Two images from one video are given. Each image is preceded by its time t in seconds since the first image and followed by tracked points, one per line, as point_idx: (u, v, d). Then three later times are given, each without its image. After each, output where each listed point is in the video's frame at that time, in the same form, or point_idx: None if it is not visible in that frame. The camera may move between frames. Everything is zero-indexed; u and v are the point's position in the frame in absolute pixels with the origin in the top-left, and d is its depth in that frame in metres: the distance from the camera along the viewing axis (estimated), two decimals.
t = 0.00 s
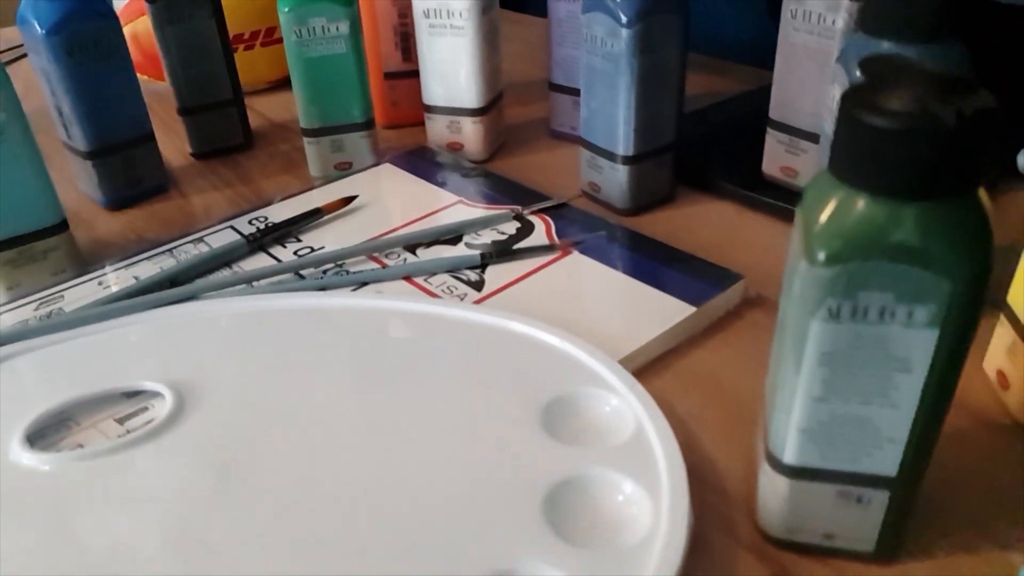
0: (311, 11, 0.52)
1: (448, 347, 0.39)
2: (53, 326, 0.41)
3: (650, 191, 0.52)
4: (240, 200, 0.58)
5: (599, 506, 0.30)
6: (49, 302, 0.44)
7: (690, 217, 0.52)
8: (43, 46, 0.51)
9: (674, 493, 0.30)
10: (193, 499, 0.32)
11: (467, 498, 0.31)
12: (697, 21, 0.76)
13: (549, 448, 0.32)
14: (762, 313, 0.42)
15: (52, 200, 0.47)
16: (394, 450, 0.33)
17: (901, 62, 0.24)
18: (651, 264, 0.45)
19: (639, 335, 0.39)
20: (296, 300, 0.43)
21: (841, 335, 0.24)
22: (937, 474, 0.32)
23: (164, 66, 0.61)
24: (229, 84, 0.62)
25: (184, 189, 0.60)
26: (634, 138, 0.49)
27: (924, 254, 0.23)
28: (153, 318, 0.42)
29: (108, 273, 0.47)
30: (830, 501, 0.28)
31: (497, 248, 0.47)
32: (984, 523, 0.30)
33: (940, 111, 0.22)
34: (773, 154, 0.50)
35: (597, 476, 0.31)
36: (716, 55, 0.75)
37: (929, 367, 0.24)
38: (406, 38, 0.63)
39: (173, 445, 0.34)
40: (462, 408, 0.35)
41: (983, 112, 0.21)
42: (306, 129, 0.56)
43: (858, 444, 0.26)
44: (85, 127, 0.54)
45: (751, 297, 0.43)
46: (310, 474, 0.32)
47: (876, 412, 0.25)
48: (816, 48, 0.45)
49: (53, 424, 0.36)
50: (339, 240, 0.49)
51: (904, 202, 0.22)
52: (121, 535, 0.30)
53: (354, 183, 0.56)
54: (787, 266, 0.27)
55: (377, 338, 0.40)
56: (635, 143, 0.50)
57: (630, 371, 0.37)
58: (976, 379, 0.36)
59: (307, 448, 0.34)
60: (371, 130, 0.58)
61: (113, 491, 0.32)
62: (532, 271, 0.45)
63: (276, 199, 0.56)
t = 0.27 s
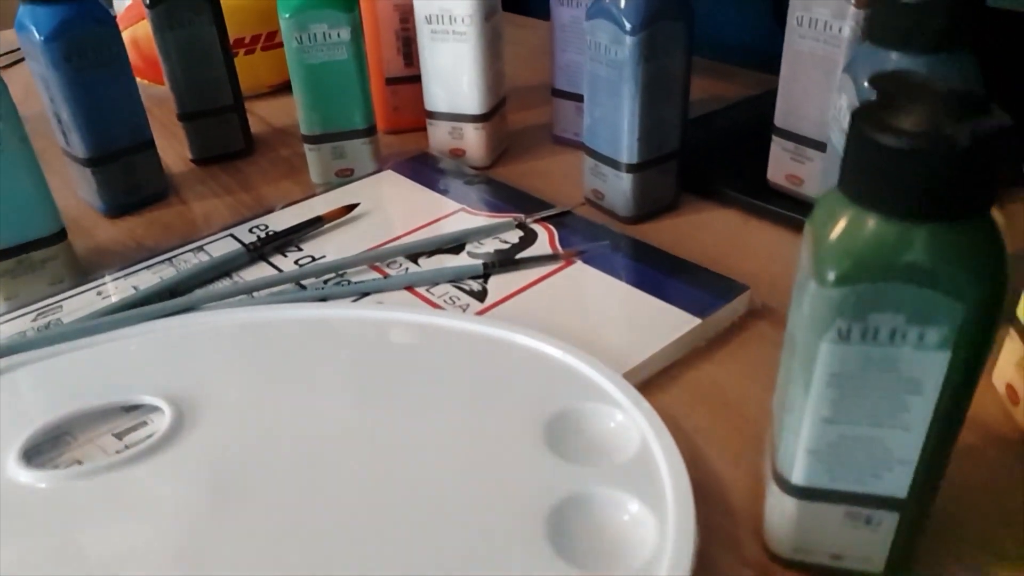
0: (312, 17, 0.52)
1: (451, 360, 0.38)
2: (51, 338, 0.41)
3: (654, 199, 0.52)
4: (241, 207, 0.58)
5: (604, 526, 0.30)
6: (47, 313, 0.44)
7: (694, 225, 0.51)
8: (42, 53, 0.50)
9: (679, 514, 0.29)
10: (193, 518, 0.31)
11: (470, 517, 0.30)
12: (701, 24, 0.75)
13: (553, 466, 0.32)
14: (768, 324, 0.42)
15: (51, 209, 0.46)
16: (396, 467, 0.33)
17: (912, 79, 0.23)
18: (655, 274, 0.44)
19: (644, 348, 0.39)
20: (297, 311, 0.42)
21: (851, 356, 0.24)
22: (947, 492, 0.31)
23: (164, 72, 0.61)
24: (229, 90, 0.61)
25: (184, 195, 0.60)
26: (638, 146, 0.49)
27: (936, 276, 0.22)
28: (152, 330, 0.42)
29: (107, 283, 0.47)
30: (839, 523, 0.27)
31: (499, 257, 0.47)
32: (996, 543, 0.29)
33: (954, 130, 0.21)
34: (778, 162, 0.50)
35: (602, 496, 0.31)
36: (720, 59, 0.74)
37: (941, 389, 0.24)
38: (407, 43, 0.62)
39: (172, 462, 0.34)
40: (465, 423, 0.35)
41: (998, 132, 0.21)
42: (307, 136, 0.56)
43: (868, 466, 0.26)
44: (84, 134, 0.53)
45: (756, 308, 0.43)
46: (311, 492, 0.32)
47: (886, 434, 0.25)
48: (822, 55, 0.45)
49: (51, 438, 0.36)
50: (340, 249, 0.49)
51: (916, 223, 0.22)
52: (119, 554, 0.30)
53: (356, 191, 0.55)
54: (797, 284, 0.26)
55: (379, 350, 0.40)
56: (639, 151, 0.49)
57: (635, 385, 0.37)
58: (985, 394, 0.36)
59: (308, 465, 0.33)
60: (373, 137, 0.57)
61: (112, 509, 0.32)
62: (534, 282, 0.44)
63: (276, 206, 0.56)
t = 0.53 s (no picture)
0: (312, 24, 0.51)
1: (452, 372, 0.38)
2: (49, 350, 0.41)
3: (658, 206, 0.51)
4: (241, 214, 0.57)
5: (609, 546, 0.30)
6: (45, 324, 0.43)
7: (699, 232, 0.51)
8: (40, 60, 0.50)
9: (685, 534, 0.29)
10: (191, 537, 0.31)
11: (473, 536, 0.30)
12: (705, 26, 0.75)
13: (557, 484, 0.32)
14: (774, 335, 0.41)
15: (49, 218, 0.46)
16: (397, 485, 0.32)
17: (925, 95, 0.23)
18: (659, 284, 0.44)
19: (648, 360, 0.38)
20: (298, 322, 0.42)
21: (862, 376, 0.23)
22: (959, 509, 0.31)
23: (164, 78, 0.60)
24: (229, 96, 0.61)
25: (184, 202, 0.59)
26: (641, 152, 0.48)
27: (949, 296, 0.22)
28: (151, 342, 0.41)
29: (105, 293, 0.46)
30: (849, 544, 0.27)
31: (501, 266, 0.46)
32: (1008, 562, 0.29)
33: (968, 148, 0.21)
34: (783, 168, 0.49)
35: (607, 514, 0.30)
36: (723, 62, 0.74)
37: (954, 410, 0.23)
38: (408, 47, 0.62)
39: (171, 478, 0.33)
40: (467, 438, 0.34)
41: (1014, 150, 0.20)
42: (307, 143, 0.55)
43: (879, 487, 0.25)
44: (82, 142, 0.53)
45: (762, 318, 0.42)
46: (311, 510, 0.32)
47: (898, 455, 0.24)
48: (828, 61, 0.44)
49: (48, 454, 0.36)
50: (340, 258, 0.49)
51: (929, 242, 0.21)
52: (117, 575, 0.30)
53: (356, 198, 0.55)
54: (807, 301, 0.26)
55: (380, 362, 0.39)
56: (643, 158, 0.49)
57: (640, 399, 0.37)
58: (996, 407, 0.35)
59: (309, 482, 0.33)
60: (374, 143, 0.57)
61: (110, 528, 0.31)
62: (537, 291, 0.44)
63: (277, 214, 0.55)
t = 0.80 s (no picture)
0: (311, 28, 0.51)
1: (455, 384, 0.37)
2: (46, 363, 0.40)
3: (662, 211, 0.50)
4: (241, 221, 0.56)
5: (616, 568, 0.29)
6: (43, 335, 0.43)
7: (704, 237, 0.50)
8: (37, 67, 0.49)
9: (694, 554, 0.28)
10: (188, 556, 0.30)
11: (476, 556, 0.29)
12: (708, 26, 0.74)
13: (562, 501, 0.31)
14: (781, 344, 0.40)
15: (47, 228, 0.45)
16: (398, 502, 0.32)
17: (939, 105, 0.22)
18: (664, 291, 0.43)
19: (654, 371, 0.38)
20: (297, 333, 0.41)
21: (876, 395, 0.23)
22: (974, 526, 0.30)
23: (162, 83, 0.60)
24: (228, 101, 0.60)
25: (183, 209, 0.59)
26: (645, 157, 0.48)
27: (966, 312, 0.21)
28: (149, 354, 0.40)
29: (103, 303, 0.46)
30: (862, 564, 0.26)
31: (504, 274, 0.45)
32: None
33: (984, 160, 0.20)
34: (790, 172, 0.48)
35: (613, 534, 0.30)
36: (727, 63, 0.73)
37: (970, 428, 0.23)
38: (409, 51, 0.61)
39: (169, 496, 0.33)
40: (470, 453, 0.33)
41: None
42: (307, 148, 0.55)
43: (893, 508, 0.24)
44: (80, 149, 0.52)
45: (769, 326, 0.42)
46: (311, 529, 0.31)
47: (912, 474, 0.24)
48: (835, 64, 0.43)
49: (44, 470, 0.35)
50: (341, 266, 0.48)
51: (944, 257, 0.21)
52: None
53: (357, 204, 0.54)
54: (818, 317, 0.25)
55: (381, 374, 0.39)
56: (647, 163, 0.48)
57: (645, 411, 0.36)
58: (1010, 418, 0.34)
59: (308, 499, 0.32)
60: (374, 148, 0.56)
61: (106, 548, 0.31)
62: (540, 299, 0.43)
63: (277, 221, 0.55)
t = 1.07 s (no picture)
0: (312, 31, 0.50)
1: (458, 393, 0.37)
2: (45, 373, 0.40)
3: (668, 215, 0.50)
4: (242, 226, 0.56)
5: None
6: (42, 343, 0.42)
7: (710, 242, 0.49)
8: (36, 72, 0.49)
9: (703, 571, 0.28)
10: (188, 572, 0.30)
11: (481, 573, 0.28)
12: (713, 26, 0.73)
13: (568, 515, 0.30)
14: (790, 351, 0.40)
15: (46, 235, 0.45)
16: (401, 516, 0.31)
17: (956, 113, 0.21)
18: (671, 297, 0.42)
19: (661, 379, 0.37)
20: (299, 341, 0.41)
21: (891, 411, 0.22)
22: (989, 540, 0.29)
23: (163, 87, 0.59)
24: (230, 104, 0.60)
25: (185, 214, 0.58)
26: (651, 161, 0.47)
27: (984, 328, 0.20)
28: (149, 363, 0.40)
29: (103, 311, 0.45)
30: None
31: (508, 280, 0.45)
32: None
33: (1004, 171, 0.20)
34: (798, 175, 0.48)
35: (620, 550, 0.29)
36: (733, 63, 0.72)
37: (988, 445, 0.22)
38: (411, 53, 0.60)
39: (168, 509, 0.32)
40: (473, 464, 0.33)
41: None
42: (309, 153, 0.54)
43: (908, 525, 0.24)
44: (80, 154, 0.52)
45: (777, 332, 0.41)
46: (312, 544, 0.30)
47: (928, 491, 0.23)
48: (844, 66, 0.43)
49: (42, 482, 0.34)
50: (343, 272, 0.47)
51: (962, 271, 0.20)
52: None
53: (359, 209, 0.54)
54: (830, 330, 0.25)
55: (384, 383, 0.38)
56: (653, 167, 0.47)
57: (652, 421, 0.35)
58: None
59: (310, 513, 0.32)
60: (377, 152, 0.55)
61: (105, 563, 0.30)
62: (545, 306, 0.43)
63: (279, 225, 0.54)
